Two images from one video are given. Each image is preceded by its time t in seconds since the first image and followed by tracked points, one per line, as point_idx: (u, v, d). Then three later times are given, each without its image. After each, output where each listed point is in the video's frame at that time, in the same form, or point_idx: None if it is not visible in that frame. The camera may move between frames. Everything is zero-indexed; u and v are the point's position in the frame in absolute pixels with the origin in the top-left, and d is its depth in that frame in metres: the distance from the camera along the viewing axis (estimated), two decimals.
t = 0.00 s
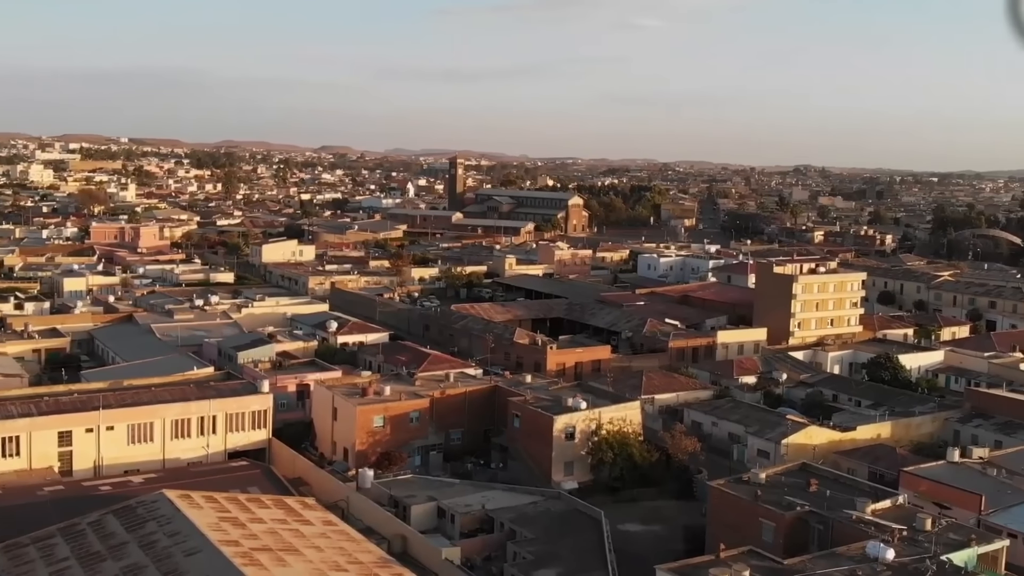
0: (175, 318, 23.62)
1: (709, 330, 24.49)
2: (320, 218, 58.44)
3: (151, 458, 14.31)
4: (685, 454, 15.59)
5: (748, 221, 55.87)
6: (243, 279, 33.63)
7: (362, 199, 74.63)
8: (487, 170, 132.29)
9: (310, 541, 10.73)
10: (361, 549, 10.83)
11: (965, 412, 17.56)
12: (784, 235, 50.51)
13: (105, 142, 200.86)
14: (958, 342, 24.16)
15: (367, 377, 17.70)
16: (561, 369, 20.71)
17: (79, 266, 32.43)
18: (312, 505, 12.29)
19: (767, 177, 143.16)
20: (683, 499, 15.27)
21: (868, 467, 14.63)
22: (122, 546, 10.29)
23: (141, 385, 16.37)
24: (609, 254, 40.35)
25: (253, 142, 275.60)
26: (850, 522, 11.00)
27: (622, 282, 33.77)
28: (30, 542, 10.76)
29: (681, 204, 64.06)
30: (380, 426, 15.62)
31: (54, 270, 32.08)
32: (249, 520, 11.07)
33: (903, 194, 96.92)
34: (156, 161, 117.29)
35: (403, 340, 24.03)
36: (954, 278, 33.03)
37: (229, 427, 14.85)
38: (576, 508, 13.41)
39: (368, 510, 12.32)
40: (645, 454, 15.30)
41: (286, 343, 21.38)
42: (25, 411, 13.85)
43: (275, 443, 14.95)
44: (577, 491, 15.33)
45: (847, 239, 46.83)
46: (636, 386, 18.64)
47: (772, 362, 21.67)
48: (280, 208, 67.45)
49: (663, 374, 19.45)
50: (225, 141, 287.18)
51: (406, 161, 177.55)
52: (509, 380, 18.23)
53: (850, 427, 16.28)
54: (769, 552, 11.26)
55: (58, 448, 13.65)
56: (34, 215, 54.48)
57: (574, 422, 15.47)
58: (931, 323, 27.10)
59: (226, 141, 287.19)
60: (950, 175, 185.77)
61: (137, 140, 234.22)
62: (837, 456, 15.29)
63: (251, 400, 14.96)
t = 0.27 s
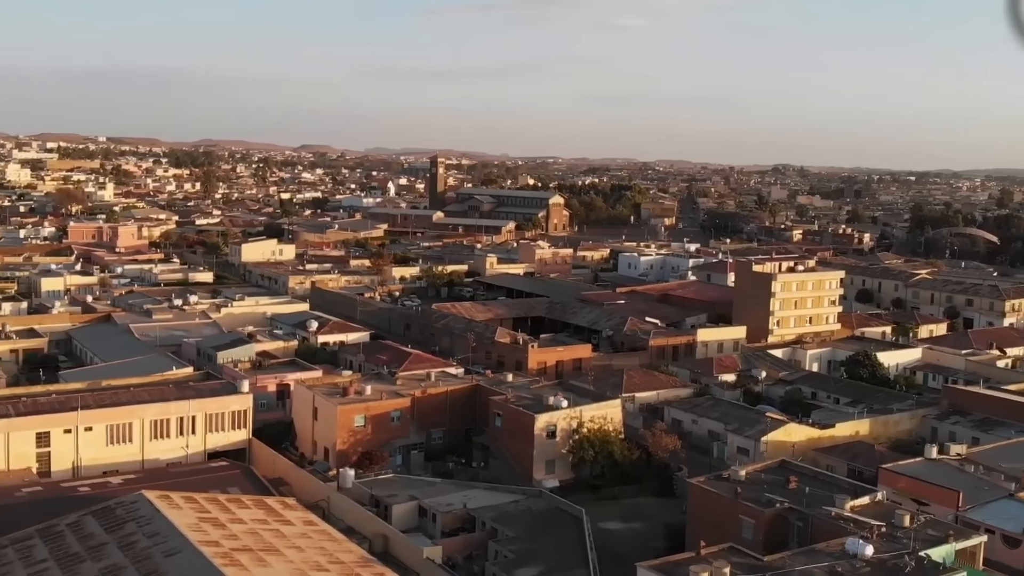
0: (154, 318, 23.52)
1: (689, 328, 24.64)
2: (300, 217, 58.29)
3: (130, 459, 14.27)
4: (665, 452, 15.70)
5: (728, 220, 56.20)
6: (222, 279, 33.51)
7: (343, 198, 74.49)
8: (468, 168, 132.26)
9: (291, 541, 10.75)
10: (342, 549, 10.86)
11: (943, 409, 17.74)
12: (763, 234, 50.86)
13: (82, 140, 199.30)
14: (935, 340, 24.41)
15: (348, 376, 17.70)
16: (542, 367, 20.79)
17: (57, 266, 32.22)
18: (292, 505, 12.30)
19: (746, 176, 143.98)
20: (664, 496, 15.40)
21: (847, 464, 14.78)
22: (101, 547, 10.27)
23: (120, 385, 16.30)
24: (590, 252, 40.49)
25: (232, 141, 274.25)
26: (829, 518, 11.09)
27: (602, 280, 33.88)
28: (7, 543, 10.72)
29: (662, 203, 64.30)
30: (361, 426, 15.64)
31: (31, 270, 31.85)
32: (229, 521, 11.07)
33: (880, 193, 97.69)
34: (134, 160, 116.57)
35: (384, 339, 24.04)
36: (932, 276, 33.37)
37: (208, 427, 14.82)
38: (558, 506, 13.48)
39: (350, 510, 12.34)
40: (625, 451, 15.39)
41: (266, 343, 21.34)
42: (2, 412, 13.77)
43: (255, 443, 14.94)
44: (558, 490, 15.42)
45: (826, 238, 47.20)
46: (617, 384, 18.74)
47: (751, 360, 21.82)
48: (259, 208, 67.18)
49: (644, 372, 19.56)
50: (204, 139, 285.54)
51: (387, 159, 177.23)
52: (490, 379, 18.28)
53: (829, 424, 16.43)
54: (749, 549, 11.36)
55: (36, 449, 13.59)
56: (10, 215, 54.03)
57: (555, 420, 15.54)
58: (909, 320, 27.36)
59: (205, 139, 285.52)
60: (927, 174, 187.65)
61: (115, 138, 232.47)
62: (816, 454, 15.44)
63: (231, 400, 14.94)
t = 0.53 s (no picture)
0: (133, 318, 23.42)
1: (670, 327, 24.76)
2: (281, 217, 58.06)
3: (111, 460, 14.22)
4: (647, 450, 15.83)
5: (708, 220, 56.49)
6: (202, 278, 33.37)
7: (324, 197, 74.29)
8: (449, 167, 132.26)
9: (273, 541, 10.76)
10: (324, 549, 10.88)
11: (922, 406, 17.92)
12: (744, 233, 51.16)
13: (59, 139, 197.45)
14: (914, 338, 24.65)
15: (330, 376, 17.70)
16: (524, 366, 20.86)
17: (35, 266, 31.99)
18: (275, 506, 12.31)
19: (727, 175, 144.63)
20: (646, 494, 15.51)
21: (828, 461, 14.92)
22: (82, 549, 10.25)
23: (99, 386, 16.23)
24: (571, 252, 40.60)
25: (212, 140, 272.66)
26: (810, 515, 11.18)
27: (584, 279, 33.99)
28: None
29: (643, 202, 64.53)
30: (343, 426, 15.66)
31: (9, 270, 31.61)
32: (210, 522, 11.07)
33: (859, 192, 98.43)
34: (113, 159, 115.72)
35: (366, 339, 24.04)
36: (910, 275, 33.68)
37: (189, 428, 14.79)
38: (540, 506, 13.55)
39: (332, 510, 12.36)
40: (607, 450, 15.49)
41: (247, 343, 21.31)
42: None
43: (236, 443, 14.92)
44: (541, 489, 15.50)
45: (805, 236, 47.52)
46: (599, 383, 18.83)
47: (732, 358, 21.97)
48: (240, 207, 66.86)
49: (626, 371, 19.66)
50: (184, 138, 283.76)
51: (368, 158, 176.80)
52: (473, 378, 18.34)
53: (810, 422, 16.58)
54: (730, 546, 11.47)
55: (15, 450, 13.52)
56: None
57: (537, 419, 15.60)
58: (888, 319, 27.61)
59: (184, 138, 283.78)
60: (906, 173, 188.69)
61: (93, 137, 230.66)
62: (797, 451, 15.57)
63: (212, 401, 14.93)
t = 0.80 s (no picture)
0: (111, 319, 23.31)
1: (650, 326, 24.90)
2: (260, 216, 57.85)
3: (88, 461, 14.17)
4: (627, 449, 15.93)
5: (687, 219, 56.76)
6: (180, 278, 33.23)
7: (303, 197, 74.06)
8: (429, 167, 132.12)
9: (252, 542, 10.77)
10: (304, 550, 10.91)
11: (899, 404, 18.11)
12: (723, 232, 51.47)
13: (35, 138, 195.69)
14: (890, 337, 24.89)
15: (309, 376, 17.68)
16: (505, 366, 20.93)
17: (10, 266, 31.74)
18: (254, 506, 12.31)
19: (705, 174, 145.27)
20: (626, 492, 15.62)
21: (806, 459, 15.07)
22: (60, 551, 10.23)
23: (76, 387, 16.16)
24: (552, 251, 40.71)
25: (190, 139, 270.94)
26: (788, 512, 11.28)
27: (565, 279, 34.07)
28: None
29: (623, 202, 64.72)
30: (323, 426, 15.66)
31: None
32: (189, 523, 11.06)
33: (837, 192, 99.14)
34: (90, 158, 114.80)
35: (346, 339, 24.03)
36: (887, 273, 34.00)
37: (167, 429, 14.75)
38: (520, 505, 13.62)
39: (312, 511, 12.37)
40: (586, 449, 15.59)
41: (226, 343, 21.26)
42: None
43: (215, 444, 14.90)
44: (521, 488, 15.57)
45: (783, 235, 47.85)
46: (579, 382, 18.91)
47: (711, 356, 22.10)
48: (218, 206, 66.52)
49: (606, 370, 19.76)
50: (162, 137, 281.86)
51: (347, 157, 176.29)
52: (453, 377, 18.39)
53: (788, 420, 16.73)
54: (709, 544, 11.59)
55: None
56: None
57: (518, 418, 15.66)
58: (865, 317, 27.85)
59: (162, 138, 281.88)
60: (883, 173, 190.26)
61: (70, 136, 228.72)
62: (775, 449, 15.72)
63: (191, 402, 14.90)
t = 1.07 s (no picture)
0: (89, 320, 23.18)
1: (631, 325, 25.01)
2: (239, 216, 57.63)
3: (67, 463, 14.11)
4: (609, 448, 16.04)
5: (668, 219, 57.00)
6: (159, 279, 33.07)
7: (283, 196, 73.80)
8: (411, 166, 131.89)
9: (233, 544, 10.78)
10: (286, 551, 10.92)
11: (878, 402, 18.29)
12: (703, 232, 51.73)
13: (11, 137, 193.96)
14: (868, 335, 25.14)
15: (290, 377, 17.67)
16: (486, 366, 20.98)
17: None
18: (236, 508, 12.31)
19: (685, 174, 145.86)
20: (608, 491, 15.72)
21: (786, 457, 15.20)
22: (39, 554, 10.20)
23: (54, 388, 16.08)
24: (533, 251, 40.80)
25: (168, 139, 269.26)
26: (770, 510, 11.36)
27: (545, 278, 34.17)
28: None
29: (603, 202, 64.93)
30: (304, 427, 15.66)
31: None
32: (170, 525, 11.05)
33: (816, 192, 99.81)
34: (67, 158, 113.90)
35: (327, 339, 24.02)
36: (865, 272, 34.30)
37: (147, 431, 14.71)
38: (503, 505, 13.69)
39: (294, 513, 12.38)
40: (567, 448, 15.68)
41: (206, 344, 21.20)
42: None
43: (195, 446, 14.88)
44: (503, 487, 15.63)
45: (763, 235, 48.14)
46: (561, 381, 18.99)
47: (691, 355, 22.25)
48: (197, 206, 66.18)
49: (587, 369, 19.84)
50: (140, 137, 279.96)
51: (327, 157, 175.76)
52: (435, 377, 18.43)
53: (768, 418, 16.88)
54: (690, 542, 11.70)
55: None
56: None
57: (500, 418, 15.73)
58: (844, 316, 28.09)
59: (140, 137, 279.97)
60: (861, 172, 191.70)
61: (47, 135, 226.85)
62: (755, 447, 15.85)
63: (170, 403, 14.87)
